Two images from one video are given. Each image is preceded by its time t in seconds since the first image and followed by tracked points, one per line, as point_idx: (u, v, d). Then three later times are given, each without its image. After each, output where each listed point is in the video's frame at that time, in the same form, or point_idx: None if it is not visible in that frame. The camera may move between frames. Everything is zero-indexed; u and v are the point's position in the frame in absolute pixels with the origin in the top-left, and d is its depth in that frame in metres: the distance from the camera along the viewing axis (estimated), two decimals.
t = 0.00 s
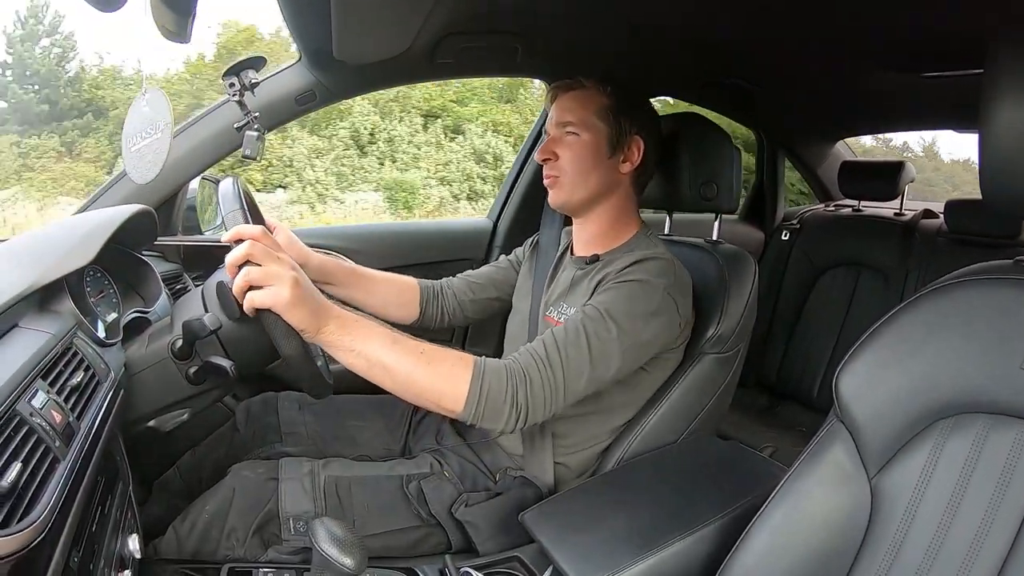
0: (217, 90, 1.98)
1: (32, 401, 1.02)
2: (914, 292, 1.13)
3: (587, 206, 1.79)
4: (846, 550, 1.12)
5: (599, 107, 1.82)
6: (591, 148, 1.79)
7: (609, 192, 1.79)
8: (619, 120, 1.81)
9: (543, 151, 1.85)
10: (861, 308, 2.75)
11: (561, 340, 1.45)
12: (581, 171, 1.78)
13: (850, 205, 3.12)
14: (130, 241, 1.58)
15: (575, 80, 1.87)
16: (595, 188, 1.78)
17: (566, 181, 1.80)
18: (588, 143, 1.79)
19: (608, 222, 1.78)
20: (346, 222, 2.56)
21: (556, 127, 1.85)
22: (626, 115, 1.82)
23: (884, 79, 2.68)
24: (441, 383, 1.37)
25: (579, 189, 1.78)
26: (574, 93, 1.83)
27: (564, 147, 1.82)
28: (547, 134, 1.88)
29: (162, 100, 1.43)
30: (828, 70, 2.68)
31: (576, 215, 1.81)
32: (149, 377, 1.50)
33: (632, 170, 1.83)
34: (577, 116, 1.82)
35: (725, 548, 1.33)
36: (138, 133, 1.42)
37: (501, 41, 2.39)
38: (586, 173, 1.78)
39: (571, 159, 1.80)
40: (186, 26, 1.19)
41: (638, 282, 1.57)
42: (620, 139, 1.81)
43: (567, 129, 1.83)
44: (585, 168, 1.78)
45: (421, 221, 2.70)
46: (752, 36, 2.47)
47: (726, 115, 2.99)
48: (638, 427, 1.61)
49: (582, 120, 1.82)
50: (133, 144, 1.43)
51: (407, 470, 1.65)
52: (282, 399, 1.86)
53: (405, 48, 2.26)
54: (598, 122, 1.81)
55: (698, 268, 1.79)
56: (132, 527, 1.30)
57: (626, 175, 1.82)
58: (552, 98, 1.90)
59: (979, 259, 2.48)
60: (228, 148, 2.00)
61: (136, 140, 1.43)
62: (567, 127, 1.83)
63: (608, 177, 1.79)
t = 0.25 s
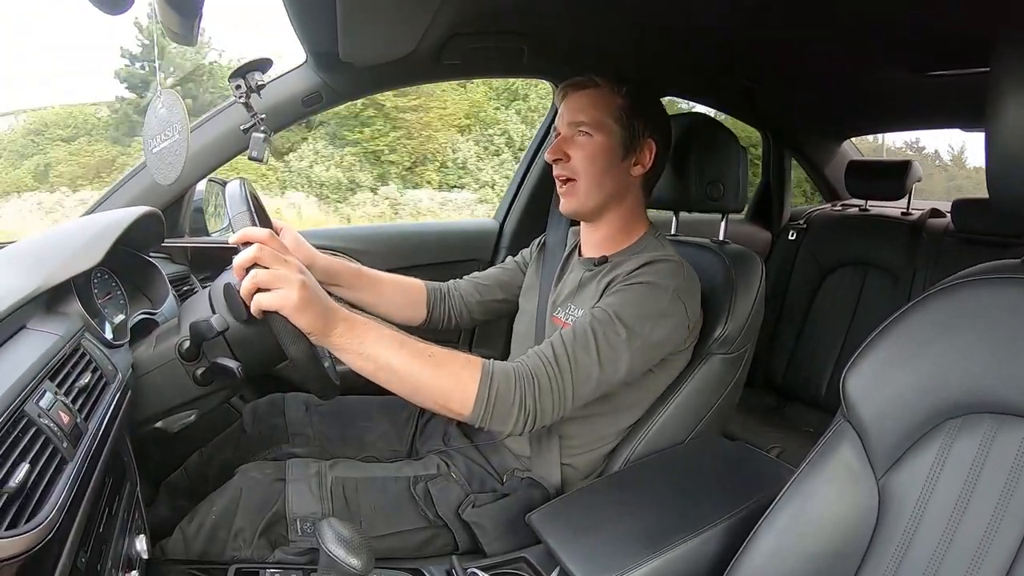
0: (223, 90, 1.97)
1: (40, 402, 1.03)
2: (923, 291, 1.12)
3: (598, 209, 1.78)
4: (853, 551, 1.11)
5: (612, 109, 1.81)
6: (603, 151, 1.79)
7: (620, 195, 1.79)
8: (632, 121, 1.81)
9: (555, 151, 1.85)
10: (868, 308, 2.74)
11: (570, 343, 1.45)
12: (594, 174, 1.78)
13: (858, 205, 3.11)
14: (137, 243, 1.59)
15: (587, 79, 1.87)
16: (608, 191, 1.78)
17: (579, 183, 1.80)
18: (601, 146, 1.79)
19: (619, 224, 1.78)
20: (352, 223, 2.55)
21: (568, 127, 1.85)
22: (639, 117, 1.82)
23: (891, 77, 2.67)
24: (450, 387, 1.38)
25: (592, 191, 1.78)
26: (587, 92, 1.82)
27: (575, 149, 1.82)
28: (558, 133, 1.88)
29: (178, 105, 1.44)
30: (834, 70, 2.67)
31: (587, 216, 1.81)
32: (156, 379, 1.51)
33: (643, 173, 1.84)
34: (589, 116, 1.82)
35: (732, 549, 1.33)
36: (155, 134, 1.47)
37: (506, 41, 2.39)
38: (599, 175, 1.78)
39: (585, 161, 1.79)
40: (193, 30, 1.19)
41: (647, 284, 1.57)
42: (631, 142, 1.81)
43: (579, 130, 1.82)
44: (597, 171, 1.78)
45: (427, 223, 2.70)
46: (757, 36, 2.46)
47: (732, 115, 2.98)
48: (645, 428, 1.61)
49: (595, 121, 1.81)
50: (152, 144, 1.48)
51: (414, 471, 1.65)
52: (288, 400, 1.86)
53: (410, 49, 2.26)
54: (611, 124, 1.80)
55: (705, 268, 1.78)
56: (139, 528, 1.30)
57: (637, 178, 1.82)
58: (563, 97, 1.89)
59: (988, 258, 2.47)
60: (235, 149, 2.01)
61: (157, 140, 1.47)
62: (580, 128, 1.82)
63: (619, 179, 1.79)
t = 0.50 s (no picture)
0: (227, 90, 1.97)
1: (44, 402, 1.03)
2: (927, 291, 1.11)
3: (603, 209, 1.78)
4: (857, 551, 1.11)
5: (619, 109, 1.81)
6: (609, 150, 1.79)
7: (625, 195, 1.79)
8: (639, 122, 1.81)
9: (561, 149, 1.85)
10: (872, 307, 2.73)
11: (576, 346, 1.45)
12: (600, 174, 1.78)
13: (862, 204, 3.10)
14: (141, 243, 1.59)
15: (594, 79, 1.87)
16: (613, 191, 1.78)
17: (584, 182, 1.80)
18: (607, 146, 1.79)
19: (625, 225, 1.78)
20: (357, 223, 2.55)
21: (574, 125, 1.85)
22: (645, 117, 1.81)
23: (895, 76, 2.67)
24: (457, 391, 1.38)
25: (597, 191, 1.78)
26: (595, 92, 1.82)
27: (581, 148, 1.82)
28: (565, 133, 1.88)
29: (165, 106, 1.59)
30: (838, 69, 2.66)
31: (592, 216, 1.81)
32: (160, 378, 1.51)
33: (650, 174, 1.83)
34: (596, 116, 1.82)
35: (736, 549, 1.32)
36: (144, 137, 1.60)
37: (510, 41, 2.39)
38: (604, 175, 1.78)
39: (590, 160, 1.79)
40: (197, 32, 1.20)
41: (652, 286, 1.56)
42: (637, 142, 1.80)
43: (585, 130, 1.83)
44: (602, 170, 1.78)
45: (432, 222, 2.71)
46: (761, 35, 2.46)
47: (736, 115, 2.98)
48: (649, 428, 1.61)
49: (601, 121, 1.81)
50: (140, 146, 1.61)
51: (418, 471, 1.65)
52: (293, 399, 1.86)
53: (413, 49, 2.26)
54: (618, 124, 1.80)
55: (709, 268, 1.78)
56: (143, 527, 1.30)
57: (643, 179, 1.81)
58: (571, 96, 1.90)
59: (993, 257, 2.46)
60: (240, 149, 2.02)
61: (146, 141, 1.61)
62: (586, 127, 1.82)
63: (625, 180, 1.79)
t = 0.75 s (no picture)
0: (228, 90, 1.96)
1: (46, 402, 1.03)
2: (928, 292, 1.11)
3: (602, 210, 1.78)
4: (859, 553, 1.11)
5: (619, 110, 1.81)
6: (608, 151, 1.79)
7: (625, 195, 1.79)
8: (639, 122, 1.80)
9: (561, 148, 1.85)
10: (874, 308, 2.73)
11: (579, 350, 1.45)
12: (599, 174, 1.78)
13: (864, 205, 3.10)
14: (143, 244, 1.59)
15: (596, 79, 1.87)
16: (611, 192, 1.78)
17: (583, 182, 1.80)
18: (606, 146, 1.80)
19: (623, 226, 1.78)
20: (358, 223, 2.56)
21: (575, 125, 1.85)
22: (646, 118, 1.81)
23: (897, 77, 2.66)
24: (462, 395, 1.38)
25: (596, 191, 1.78)
26: (597, 92, 1.82)
27: (581, 148, 1.82)
28: (567, 132, 1.89)
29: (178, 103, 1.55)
30: (839, 69, 2.66)
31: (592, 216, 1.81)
32: (162, 379, 1.51)
33: (649, 176, 1.82)
34: (597, 116, 1.82)
35: (738, 550, 1.32)
36: (159, 137, 1.57)
37: (512, 42, 2.39)
38: (603, 176, 1.78)
39: (589, 160, 1.80)
40: (198, 33, 1.20)
41: (655, 288, 1.56)
42: (637, 143, 1.80)
43: (586, 130, 1.83)
44: (601, 170, 1.78)
45: (433, 223, 2.71)
46: (763, 36, 2.46)
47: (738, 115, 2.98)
48: (651, 429, 1.61)
49: (601, 122, 1.81)
50: (156, 147, 1.59)
51: (419, 472, 1.65)
52: (294, 400, 1.86)
53: (415, 50, 2.26)
54: (618, 125, 1.80)
55: (710, 269, 1.78)
56: (145, 528, 1.30)
57: (643, 180, 1.81)
58: (573, 97, 1.90)
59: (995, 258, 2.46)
60: (241, 150, 2.02)
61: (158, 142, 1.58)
62: (586, 127, 1.83)
63: (624, 181, 1.78)
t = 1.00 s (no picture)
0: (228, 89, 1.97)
1: (47, 402, 1.03)
2: (928, 290, 1.11)
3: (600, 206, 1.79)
4: (859, 551, 1.11)
5: (618, 108, 1.81)
6: (607, 148, 1.79)
7: (623, 193, 1.79)
8: (637, 120, 1.80)
9: (561, 146, 1.86)
10: (875, 305, 2.73)
11: (580, 349, 1.45)
12: (597, 171, 1.78)
13: (864, 202, 3.10)
14: (143, 244, 1.59)
15: (595, 77, 1.87)
16: (610, 189, 1.78)
17: (581, 179, 1.80)
18: (605, 143, 1.79)
19: (622, 224, 1.78)
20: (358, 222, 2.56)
21: (575, 123, 1.85)
22: (644, 115, 1.81)
23: (898, 75, 2.66)
24: (464, 396, 1.38)
25: (593, 188, 1.78)
26: (595, 90, 1.83)
27: (580, 145, 1.82)
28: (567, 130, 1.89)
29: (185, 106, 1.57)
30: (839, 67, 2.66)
31: (590, 212, 1.81)
32: (163, 379, 1.51)
33: (648, 173, 1.81)
34: (596, 114, 1.82)
35: (738, 548, 1.32)
36: (163, 138, 1.58)
37: (511, 41, 2.39)
38: (601, 173, 1.78)
39: (588, 157, 1.80)
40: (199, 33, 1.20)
41: (656, 287, 1.56)
42: (636, 140, 1.80)
43: (585, 127, 1.83)
44: (599, 167, 1.78)
45: (433, 222, 2.71)
46: (762, 34, 2.46)
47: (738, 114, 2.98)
48: (652, 427, 1.61)
49: (600, 119, 1.82)
50: (160, 147, 1.59)
51: (420, 471, 1.65)
52: (295, 399, 1.86)
53: (414, 49, 2.26)
54: (617, 122, 1.80)
55: (710, 267, 1.78)
56: (145, 527, 1.30)
57: (641, 177, 1.80)
58: (573, 95, 1.90)
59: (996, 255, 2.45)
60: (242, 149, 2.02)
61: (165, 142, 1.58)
62: (585, 125, 1.83)
63: (622, 178, 1.78)
